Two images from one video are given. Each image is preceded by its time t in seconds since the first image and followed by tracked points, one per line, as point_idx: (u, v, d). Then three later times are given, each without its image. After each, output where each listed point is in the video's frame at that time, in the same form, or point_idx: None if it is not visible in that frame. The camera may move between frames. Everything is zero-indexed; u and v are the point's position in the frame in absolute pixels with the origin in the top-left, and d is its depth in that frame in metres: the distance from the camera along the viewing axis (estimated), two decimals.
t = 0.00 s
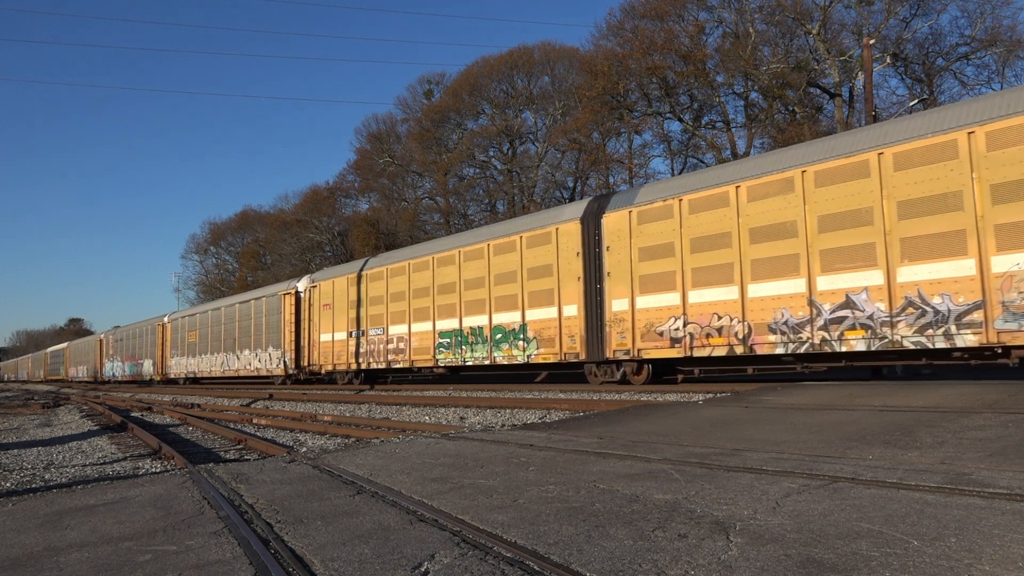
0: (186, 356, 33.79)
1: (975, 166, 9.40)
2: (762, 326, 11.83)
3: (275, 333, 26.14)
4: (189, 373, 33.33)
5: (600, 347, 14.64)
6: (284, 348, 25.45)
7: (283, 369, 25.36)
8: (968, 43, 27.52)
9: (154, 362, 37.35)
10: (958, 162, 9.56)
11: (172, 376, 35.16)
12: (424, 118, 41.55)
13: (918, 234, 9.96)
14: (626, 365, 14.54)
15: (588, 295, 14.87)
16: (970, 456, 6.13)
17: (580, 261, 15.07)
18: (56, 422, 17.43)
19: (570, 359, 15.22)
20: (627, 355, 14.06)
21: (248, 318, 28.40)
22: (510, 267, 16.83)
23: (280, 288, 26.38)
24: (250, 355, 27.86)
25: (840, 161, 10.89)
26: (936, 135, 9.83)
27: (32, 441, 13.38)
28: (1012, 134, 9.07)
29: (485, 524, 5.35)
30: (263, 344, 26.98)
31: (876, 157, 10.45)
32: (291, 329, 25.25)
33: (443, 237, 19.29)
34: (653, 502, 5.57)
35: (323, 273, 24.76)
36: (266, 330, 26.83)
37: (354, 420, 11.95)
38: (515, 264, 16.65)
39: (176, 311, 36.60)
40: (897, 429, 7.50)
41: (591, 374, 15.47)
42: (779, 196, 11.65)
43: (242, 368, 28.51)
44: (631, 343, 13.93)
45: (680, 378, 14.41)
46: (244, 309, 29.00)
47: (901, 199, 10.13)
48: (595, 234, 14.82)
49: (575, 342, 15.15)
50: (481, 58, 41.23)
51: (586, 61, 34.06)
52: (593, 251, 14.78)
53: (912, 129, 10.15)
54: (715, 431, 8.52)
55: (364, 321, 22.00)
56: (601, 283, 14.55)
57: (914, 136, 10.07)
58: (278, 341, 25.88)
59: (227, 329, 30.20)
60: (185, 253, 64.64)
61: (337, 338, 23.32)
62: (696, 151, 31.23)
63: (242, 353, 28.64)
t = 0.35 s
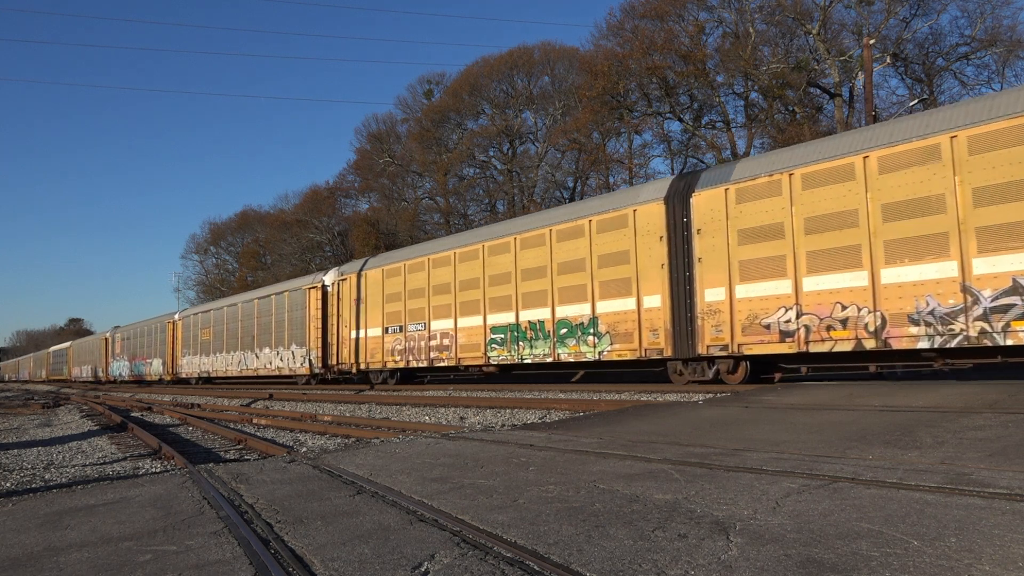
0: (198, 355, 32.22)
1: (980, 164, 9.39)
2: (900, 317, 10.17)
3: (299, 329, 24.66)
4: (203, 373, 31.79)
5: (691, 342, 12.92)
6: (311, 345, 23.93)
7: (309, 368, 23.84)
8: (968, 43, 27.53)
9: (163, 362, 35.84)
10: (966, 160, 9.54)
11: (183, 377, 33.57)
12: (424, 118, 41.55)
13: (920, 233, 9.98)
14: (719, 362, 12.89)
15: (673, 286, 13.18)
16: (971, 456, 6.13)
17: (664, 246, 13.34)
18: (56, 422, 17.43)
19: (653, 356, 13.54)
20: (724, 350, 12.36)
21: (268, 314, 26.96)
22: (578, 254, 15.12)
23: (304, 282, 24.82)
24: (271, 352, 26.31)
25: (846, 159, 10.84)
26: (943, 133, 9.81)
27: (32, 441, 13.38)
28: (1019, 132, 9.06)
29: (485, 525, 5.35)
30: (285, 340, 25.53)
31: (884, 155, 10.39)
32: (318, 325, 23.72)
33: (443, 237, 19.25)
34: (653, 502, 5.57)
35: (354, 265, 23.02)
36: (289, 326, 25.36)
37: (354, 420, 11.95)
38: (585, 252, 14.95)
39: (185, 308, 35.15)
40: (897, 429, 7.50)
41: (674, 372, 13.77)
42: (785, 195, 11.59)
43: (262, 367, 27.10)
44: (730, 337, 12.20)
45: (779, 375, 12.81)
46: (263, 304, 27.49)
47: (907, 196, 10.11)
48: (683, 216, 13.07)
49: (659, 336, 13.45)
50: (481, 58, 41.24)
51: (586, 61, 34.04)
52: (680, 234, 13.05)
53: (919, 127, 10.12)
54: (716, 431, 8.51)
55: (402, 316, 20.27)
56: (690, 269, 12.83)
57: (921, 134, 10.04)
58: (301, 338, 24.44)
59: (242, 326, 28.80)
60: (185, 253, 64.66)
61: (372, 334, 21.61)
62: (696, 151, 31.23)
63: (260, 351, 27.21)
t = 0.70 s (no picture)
0: (214, 355, 30.94)
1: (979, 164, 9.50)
2: None
3: (327, 324, 23.21)
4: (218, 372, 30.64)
5: (806, 338, 11.33)
6: (341, 342, 22.45)
7: (338, 366, 22.38)
8: (968, 43, 27.54)
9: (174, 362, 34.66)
10: None
11: (196, 377, 32.32)
12: (424, 118, 41.55)
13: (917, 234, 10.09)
14: (839, 360, 11.34)
15: (784, 270, 11.54)
16: (971, 457, 6.13)
17: (770, 228, 11.75)
18: (56, 422, 17.42)
19: (758, 352, 11.95)
20: (850, 345, 10.79)
21: (292, 310, 25.58)
22: (663, 238, 13.49)
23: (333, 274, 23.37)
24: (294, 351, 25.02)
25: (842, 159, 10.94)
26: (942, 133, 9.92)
27: (32, 441, 13.38)
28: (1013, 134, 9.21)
29: (485, 524, 5.35)
30: (311, 338, 24.11)
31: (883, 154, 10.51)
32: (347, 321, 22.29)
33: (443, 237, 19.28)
34: (653, 503, 5.57)
35: (390, 256, 21.37)
36: (315, 322, 23.93)
37: (354, 420, 11.95)
38: (671, 236, 13.34)
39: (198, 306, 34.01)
40: (897, 429, 7.49)
41: (781, 371, 12.19)
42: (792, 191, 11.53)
43: (286, 367, 25.69)
44: (858, 330, 10.65)
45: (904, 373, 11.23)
46: (286, 299, 26.12)
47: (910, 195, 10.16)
48: (794, 193, 11.44)
49: (765, 330, 11.84)
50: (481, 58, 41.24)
51: (586, 61, 34.05)
52: (791, 212, 11.44)
53: (919, 126, 10.21)
54: (717, 431, 8.50)
55: (448, 310, 18.66)
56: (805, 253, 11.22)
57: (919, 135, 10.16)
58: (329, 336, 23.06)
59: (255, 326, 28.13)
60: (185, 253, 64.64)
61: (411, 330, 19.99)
62: (696, 151, 31.23)
63: (284, 348, 25.85)
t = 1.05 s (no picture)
0: (231, 353, 29.58)
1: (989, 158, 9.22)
2: None
3: (359, 319, 21.63)
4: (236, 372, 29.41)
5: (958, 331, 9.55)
6: (376, 339, 20.84)
7: (372, 365, 20.81)
8: (968, 43, 27.53)
9: (185, 361, 33.62)
10: None
11: (211, 376, 31.17)
12: (424, 118, 41.55)
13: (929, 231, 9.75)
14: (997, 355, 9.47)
15: (928, 253, 9.74)
16: (971, 456, 6.13)
17: (909, 204, 9.96)
18: (56, 422, 17.42)
19: (893, 347, 10.21)
20: (1018, 338, 9.03)
21: (318, 306, 24.02)
22: (770, 218, 11.70)
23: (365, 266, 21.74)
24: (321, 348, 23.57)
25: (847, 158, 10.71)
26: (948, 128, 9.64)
27: (32, 441, 13.38)
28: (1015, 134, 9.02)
29: (485, 524, 5.35)
30: (339, 335, 22.60)
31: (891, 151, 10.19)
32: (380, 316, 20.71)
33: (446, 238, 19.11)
34: (653, 502, 5.58)
35: (429, 245, 19.55)
36: (345, 317, 22.37)
37: (354, 421, 11.95)
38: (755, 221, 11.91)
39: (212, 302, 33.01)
40: (897, 429, 7.49)
41: (918, 369, 10.42)
42: (810, 189, 11.17)
43: (313, 365, 24.16)
44: None
45: None
46: (311, 294, 24.59)
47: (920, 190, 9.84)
48: (939, 162, 9.66)
49: (902, 322, 10.10)
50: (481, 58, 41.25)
51: (586, 61, 34.04)
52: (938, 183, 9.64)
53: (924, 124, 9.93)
54: (716, 431, 8.50)
55: (500, 304, 16.85)
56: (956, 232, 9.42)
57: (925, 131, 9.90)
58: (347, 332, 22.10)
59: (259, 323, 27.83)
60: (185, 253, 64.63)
61: (457, 324, 18.19)
62: (696, 151, 31.22)
63: (309, 346, 24.34)
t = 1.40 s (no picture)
0: (252, 350, 28.45)
1: (991, 162, 9.30)
2: None
3: (396, 313, 20.32)
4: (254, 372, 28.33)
5: None
6: (416, 335, 19.40)
7: (410, 363, 19.47)
8: (968, 43, 27.54)
9: (197, 360, 32.69)
10: None
11: (229, 375, 30.19)
12: (424, 118, 41.55)
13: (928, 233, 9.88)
14: None
15: None
16: (971, 457, 6.13)
17: None
18: (56, 422, 17.42)
19: None
20: None
21: (350, 300, 22.73)
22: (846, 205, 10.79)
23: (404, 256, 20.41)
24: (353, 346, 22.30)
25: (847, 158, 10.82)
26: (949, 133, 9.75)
27: (32, 441, 13.38)
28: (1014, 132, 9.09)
29: (485, 525, 5.35)
30: (373, 332, 21.41)
31: (894, 153, 10.30)
32: (418, 312, 19.39)
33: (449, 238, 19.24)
34: (653, 502, 5.58)
35: (478, 233, 18.14)
36: (380, 312, 21.12)
37: (354, 421, 11.95)
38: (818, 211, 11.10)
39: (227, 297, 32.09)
40: (897, 429, 7.49)
41: None
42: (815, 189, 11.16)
43: (344, 364, 22.91)
44: None
45: None
46: (342, 288, 23.31)
47: (925, 193, 9.91)
48: None
49: None
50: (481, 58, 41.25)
51: (586, 61, 34.03)
52: None
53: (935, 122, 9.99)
54: (717, 431, 8.50)
55: (564, 295, 15.37)
56: None
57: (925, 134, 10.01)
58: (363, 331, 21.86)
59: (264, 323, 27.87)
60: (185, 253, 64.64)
61: (512, 319, 16.69)
62: (696, 151, 31.22)
63: (339, 343, 23.07)
